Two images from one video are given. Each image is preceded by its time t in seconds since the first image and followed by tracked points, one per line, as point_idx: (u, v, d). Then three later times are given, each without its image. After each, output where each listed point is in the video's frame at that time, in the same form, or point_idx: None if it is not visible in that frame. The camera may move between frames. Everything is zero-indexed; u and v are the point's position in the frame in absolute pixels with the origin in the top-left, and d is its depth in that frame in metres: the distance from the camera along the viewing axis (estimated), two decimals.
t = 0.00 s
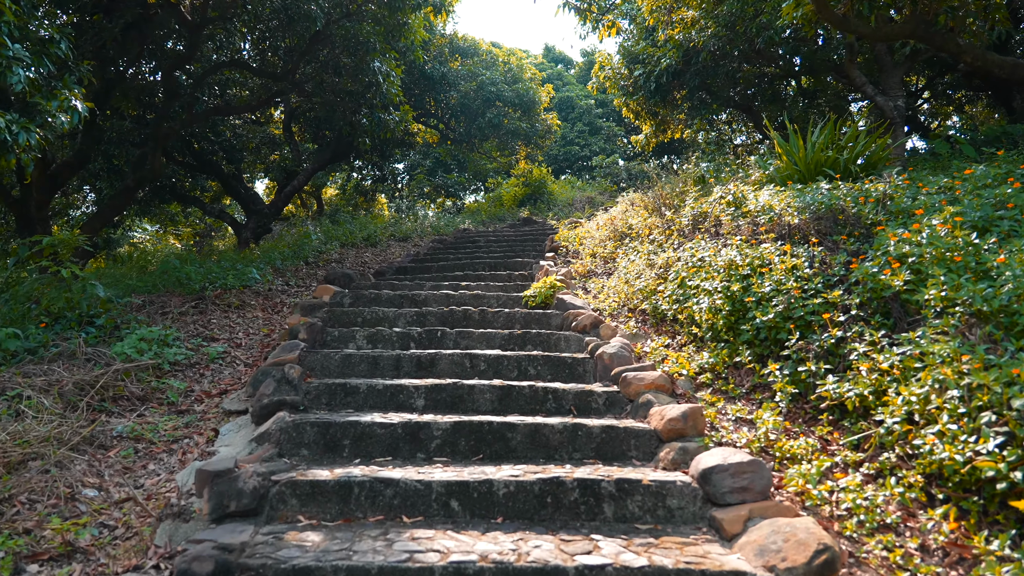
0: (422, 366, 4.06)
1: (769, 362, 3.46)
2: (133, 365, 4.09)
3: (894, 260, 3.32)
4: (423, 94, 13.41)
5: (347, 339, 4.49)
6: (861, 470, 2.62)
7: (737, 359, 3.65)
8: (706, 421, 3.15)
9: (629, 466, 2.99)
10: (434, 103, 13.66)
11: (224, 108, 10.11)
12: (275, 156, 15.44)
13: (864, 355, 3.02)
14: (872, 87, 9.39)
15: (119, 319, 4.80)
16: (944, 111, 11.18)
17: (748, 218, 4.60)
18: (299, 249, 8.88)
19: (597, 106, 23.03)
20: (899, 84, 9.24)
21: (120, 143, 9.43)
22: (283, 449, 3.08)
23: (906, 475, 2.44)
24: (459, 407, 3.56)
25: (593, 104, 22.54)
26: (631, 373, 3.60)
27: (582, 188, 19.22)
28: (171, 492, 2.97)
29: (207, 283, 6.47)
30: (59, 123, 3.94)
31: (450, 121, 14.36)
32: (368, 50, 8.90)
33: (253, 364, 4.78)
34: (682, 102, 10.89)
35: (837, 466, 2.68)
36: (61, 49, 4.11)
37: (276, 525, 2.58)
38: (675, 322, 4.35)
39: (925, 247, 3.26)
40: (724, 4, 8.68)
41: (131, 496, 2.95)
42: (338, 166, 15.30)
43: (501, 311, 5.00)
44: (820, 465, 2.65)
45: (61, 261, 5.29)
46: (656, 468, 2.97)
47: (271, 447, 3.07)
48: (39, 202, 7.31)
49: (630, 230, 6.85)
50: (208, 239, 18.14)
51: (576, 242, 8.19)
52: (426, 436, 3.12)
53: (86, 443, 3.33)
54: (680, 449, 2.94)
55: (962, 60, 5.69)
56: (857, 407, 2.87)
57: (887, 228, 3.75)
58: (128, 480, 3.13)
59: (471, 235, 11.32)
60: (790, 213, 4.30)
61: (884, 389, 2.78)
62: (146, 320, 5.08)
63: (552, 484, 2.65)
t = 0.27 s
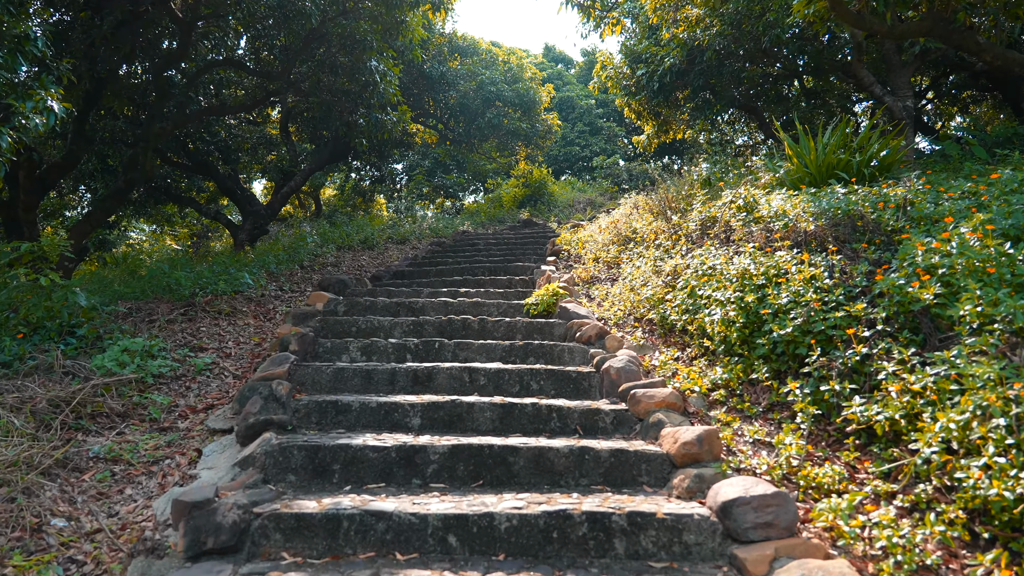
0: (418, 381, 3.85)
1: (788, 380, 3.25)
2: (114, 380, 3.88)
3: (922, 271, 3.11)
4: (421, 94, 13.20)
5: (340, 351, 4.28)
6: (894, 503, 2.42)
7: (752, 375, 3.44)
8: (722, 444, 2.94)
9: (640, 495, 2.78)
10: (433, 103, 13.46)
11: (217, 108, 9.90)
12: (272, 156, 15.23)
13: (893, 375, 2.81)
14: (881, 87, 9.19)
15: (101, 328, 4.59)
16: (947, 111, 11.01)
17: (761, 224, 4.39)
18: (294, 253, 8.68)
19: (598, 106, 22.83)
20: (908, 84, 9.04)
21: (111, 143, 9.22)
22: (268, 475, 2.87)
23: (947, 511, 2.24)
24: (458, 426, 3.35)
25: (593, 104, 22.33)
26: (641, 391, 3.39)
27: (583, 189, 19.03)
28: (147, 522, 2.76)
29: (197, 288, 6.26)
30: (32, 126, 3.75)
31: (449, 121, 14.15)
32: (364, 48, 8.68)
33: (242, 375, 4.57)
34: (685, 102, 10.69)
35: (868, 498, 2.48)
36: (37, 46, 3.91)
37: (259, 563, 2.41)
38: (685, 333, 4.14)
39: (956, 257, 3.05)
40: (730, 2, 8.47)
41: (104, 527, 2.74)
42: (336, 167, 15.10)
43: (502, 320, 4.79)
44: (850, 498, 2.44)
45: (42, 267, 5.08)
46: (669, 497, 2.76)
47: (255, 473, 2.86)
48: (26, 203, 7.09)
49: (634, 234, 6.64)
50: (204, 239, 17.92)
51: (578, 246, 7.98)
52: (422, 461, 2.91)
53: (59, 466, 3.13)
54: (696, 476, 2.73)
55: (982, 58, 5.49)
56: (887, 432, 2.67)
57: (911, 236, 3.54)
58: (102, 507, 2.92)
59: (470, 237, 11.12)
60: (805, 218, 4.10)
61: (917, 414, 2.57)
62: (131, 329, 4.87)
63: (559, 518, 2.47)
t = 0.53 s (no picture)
0: (418, 400, 3.62)
1: (815, 403, 3.03)
2: (96, 399, 3.68)
3: (961, 286, 2.89)
4: (422, 96, 12.99)
5: (337, 366, 4.06)
6: (943, 544, 2.19)
7: (776, 396, 3.22)
8: (747, 473, 2.73)
9: (660, 530, 2.57)
10: (434, 105, 13.25)
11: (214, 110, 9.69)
12: (270, 159, 15.02)
13: (934, 400, 2.59)
14: (892, 89, 8.97)
15: (85, 341, 4.38)
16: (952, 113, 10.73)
17: (779, 232, 4.17)
18: (291, 259, 8.47)
19: (601, 108, 22.61)
20: (920, 86, 8.82)
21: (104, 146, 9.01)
22: (256, 507, 2.65)
23: (1003, 556, 2.01)
24: (461, 451, 3.13)
25: (595, 106, 22.12)
26: (657, 412, 3.17)
27: (585, 191, 18.80)
28: (124, 564, 2.55)
29: (189, 296, 6.05)
30: (9, 128, 3.54)
31: (450, 123, 13.94)
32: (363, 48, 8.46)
33: (233, 391, 4.36)
34: (691, 104, 10.48)
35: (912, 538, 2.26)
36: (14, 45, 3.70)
37: None
38: (700, 348, 3.92)
39: (998, 270, 2.82)
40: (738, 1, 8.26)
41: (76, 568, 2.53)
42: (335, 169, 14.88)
43: (506, 332, 4.58)
44: (894, 539, 2.21)
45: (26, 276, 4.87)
46: (691, 533, 2.55)
47: (242, 506, 2.64)
48: (15, 208, 6.85)
49: (642, 241, 6.42)
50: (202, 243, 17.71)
51: (584, 252, 7.76)
52: (423, 492, 2.70)
53: (33, 496, 2.92)
54: (721, 510, 2.51)
55: (1008, 59, 5.26)
56: (929, 464, 2.44)
57: (945, 247, 3.31)
58: (77, 542, 2.71)
59: (472, 241, 10.91)
60: (827, 227, 3.88)
61: (966, 445, 2.34)
62: (117, 342, 4.66)
63: (573, 562, 2.28)
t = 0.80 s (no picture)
0: (414, 420, 3.41)
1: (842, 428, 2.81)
2: (72, 420, 3.47)
3: (1001, 302, 2.67)
4: (420, 96, 12.77)
5: (328, 383, 3.85)
6: None
7: (798, 419, 3.00)
8: (771, 508, 2.51)
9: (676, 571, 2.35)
10: (432, 105, 13.03)
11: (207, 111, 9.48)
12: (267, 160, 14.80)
13: (977, 429, 2.37)
14: (901, 89, 8.77)
15: (64, 355, 4.17)
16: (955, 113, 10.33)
17: (795, 240, 3.96)
18: (285, 263, 8.25)
19: (601, 108, 22.41)
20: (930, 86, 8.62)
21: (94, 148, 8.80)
22: (236, 546, 2.45)
23: None
24: (460, 479, 2.91)
25: (596, 106, 21.90)
26: (671, 436, 2.95)
27: (585, 193, 18.60)
28: None
29: (178, 304, 5.83)
30: None
31: (449, 123, 13.72)
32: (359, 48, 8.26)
33: (220, 407, 4.15)
34: (695, 104, 10.27)
35: None
36: None
37: None
38: (714, 364, 3.71)
39: None
40: None
41: None
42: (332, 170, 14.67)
43: (507, 345, 4.36)
44: None
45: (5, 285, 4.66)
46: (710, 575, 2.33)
47: (220, 545, 2.45)
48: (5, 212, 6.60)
49: (648, 246, 6.20)
50: (198, 245, 17.48)
51: (587, 257, 7.54)
52: (418, 528, 2.48)
53: None
54: (744, 551, 2.29)
55: None
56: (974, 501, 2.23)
57: (977, 259, 3.10)
58: None
59: (472, 244, 10.70)
60: (848, 235, 3.67)
61: (1016, 482, 2.13)
62: (99, 354, 4.45)
63: None
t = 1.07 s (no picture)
0: (407, 443, 3.18)
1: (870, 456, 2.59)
2: (42, 443, 3.27)
3: None
4: (418, 96, 12.56)
5: (317, 401, 3.63)
6: None
7: (821, 444, 2.78)
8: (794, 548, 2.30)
9: None
10: (430, 106, 12.82)
11: (200, 112, 9.28)
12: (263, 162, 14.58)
13: None
14: (910, 88, 8.56)
15: (38, 371, 3.97)
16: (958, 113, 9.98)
17: (812, 249, 3.75)
18: (278, 269, 8.01)
19: (601, 109, 22.21)
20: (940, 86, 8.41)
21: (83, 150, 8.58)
22: None
23: None
24: (455, 511, 2.69)
25: (596, 106, 21.69)
26: (683, 465, 2.73)
27: (586, 195, 18.39)
28: None
29: (165, 313, 5.61)
30: None
31: (447, 124, 13.51)
32: (354, 46, 8.06)
33: (203, 425, 3.94)
34: (698, 105, 10.07)
35: None
36: None
37: None
38: (727, 381, 3.49)
39: None
40: None
41: None
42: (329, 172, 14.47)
43: (507, 358, 4.14)
44: None
45: None
46: None
47: None
48: None
49: (653, 252, 5.99)
50: (193, 248, 17.24)
51: (590, 262, 7.31)
52: (408, 571, 2.30)
53: None
54: None
55: None
56: None
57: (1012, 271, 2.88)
58: None
59: (471, 248, 10.49)
60: (868, 244, 3.46)
61: None
62: (77, 369, 4.24)
63: None
